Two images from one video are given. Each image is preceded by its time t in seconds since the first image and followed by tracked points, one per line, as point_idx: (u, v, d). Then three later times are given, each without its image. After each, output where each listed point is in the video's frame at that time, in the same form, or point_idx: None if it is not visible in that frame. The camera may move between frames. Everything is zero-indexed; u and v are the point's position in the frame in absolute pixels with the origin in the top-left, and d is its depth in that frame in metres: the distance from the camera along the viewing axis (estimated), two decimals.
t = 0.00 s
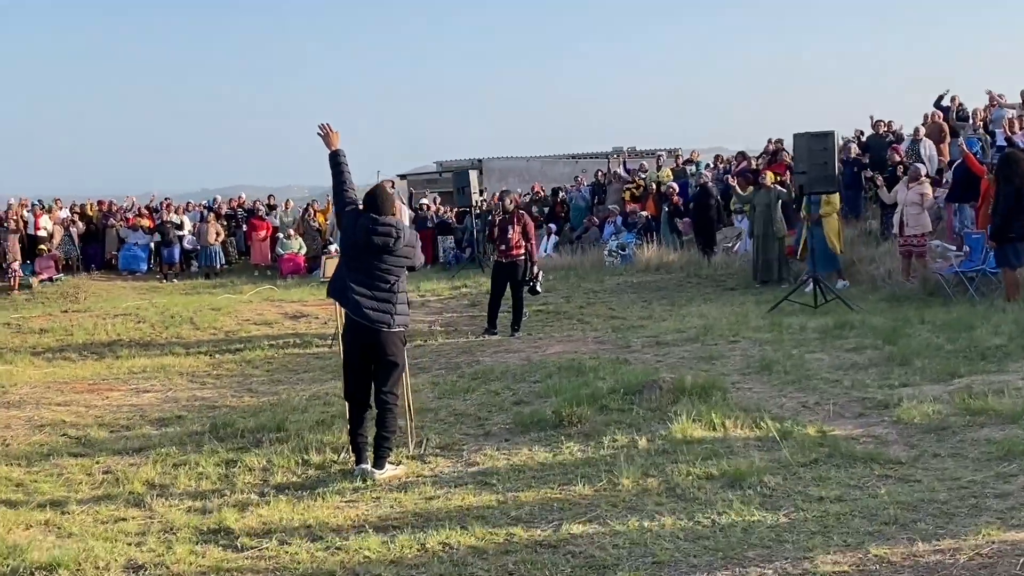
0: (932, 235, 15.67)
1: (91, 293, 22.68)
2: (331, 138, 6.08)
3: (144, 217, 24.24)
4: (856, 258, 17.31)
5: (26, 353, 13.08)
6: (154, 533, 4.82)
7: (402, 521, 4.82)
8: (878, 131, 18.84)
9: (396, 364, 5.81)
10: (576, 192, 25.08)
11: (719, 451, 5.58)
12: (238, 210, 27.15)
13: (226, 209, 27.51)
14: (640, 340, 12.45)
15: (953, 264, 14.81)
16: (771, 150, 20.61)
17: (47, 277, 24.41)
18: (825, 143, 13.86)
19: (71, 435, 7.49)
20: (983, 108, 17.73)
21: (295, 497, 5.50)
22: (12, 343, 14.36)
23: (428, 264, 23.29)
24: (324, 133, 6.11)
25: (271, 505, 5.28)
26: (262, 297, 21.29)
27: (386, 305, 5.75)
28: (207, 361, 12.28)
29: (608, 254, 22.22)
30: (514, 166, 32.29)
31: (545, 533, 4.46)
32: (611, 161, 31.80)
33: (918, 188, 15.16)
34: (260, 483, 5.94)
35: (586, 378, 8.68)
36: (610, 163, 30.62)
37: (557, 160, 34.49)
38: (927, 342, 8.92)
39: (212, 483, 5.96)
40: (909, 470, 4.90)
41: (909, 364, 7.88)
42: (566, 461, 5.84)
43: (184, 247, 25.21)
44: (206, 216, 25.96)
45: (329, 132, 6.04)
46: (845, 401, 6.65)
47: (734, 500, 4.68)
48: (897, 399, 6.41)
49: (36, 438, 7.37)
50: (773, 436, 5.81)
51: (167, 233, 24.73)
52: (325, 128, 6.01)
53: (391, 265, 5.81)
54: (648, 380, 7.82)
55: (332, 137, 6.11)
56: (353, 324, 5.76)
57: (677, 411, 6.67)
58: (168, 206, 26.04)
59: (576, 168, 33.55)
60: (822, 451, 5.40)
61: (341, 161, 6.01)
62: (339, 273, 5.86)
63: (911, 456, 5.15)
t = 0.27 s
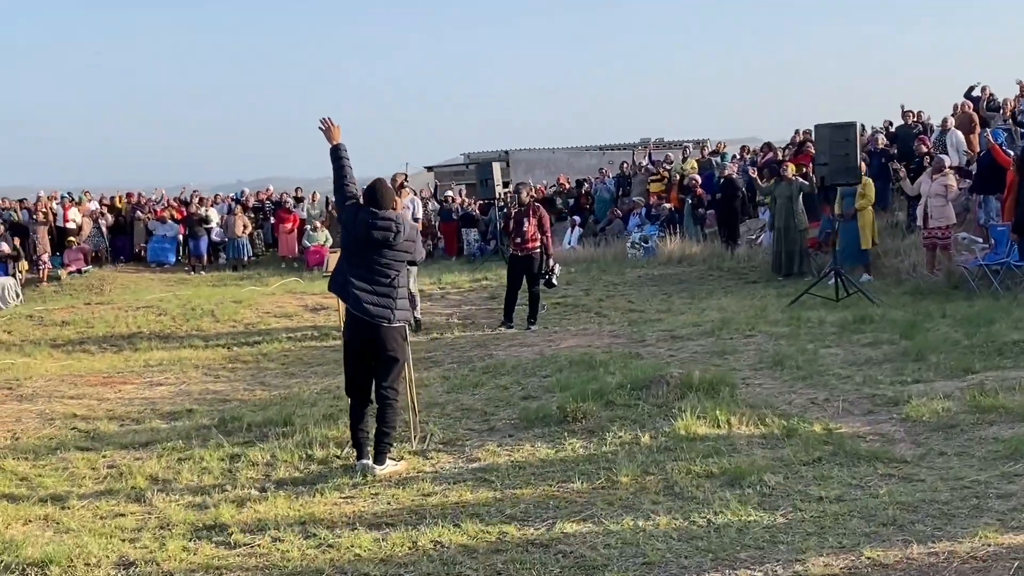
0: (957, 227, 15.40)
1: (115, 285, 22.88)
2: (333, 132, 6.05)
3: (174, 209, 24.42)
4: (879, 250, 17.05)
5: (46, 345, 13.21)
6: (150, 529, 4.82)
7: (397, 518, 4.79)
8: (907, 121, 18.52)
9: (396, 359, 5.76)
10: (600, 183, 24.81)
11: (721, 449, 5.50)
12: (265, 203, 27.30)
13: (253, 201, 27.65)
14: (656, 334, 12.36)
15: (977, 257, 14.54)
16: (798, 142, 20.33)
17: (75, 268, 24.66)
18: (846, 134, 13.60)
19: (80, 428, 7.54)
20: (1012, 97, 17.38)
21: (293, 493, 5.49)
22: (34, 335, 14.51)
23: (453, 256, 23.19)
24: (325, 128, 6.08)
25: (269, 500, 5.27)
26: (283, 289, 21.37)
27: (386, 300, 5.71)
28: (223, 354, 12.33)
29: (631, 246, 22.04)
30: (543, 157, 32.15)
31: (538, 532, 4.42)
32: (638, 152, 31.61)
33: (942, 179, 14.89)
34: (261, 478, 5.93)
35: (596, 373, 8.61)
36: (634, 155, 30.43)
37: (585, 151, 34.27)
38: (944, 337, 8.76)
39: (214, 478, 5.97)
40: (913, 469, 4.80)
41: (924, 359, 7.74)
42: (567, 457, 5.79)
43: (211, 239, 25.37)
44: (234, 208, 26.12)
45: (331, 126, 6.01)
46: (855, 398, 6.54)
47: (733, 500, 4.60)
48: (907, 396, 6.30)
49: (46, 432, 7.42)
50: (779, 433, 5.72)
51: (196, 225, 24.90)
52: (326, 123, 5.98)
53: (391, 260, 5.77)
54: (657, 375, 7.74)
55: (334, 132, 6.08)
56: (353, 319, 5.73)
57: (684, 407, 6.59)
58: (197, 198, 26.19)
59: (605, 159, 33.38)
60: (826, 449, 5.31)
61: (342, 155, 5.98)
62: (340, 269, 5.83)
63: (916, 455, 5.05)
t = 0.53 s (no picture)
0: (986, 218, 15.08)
1: (144, 276, 23.14)
2: (334, 125, 6.02)
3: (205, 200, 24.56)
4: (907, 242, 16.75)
5: (70, 338, 13.38)
6: (145, 523, 4.84)
7: (390, 512, 4.77)
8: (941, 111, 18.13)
9: (396, 353, 5.72)
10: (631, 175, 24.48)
11: (724, 444, 5.42)
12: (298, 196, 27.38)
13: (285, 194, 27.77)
14: (675, 327, 12.24)
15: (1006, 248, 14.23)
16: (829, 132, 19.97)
17: (109, 260, 24.98)
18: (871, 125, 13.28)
19: (93, 420, 7.61)
20: None
21: (292, 486, 5.48)
22: (60, 327, 14.71)
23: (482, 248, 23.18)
24: (326, 121, 6.04)
25: (266, 494, 5.27)
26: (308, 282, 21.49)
27: (385, 294, 5.68)
28: (242, 346, 12.41)
29: (659, 238, 21.86)
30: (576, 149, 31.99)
31: (529, 528, 4.37)
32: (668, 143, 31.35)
33: (971, 170, 14.57)
34: (264, 472, 5.94)
35: (609, 366, 8.53)
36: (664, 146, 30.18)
37: (616, 142, 34.02)
38: (965, 330, 8.59)
39: (217, 471, 5.98)
40: (915, 466, 4.69)
41: (941, 353, 7.59)
42: (568, 452, 5.73)
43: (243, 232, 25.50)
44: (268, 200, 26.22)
45: (331, 119, 5.98)
46: (865, 392, 6.42)
47: (729, 496, 4.52)
48: (917, 390, 6.17)
49: (58, 424, 7.50)
50: (784, 428, 5.62)
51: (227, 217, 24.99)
52: (327, 116, 5.94)
53: (391, 253, 5.74)
54: (668, 368, 7.65)
55: (335, 125, 6.04)
56: (353, 312, 5.70)
57: (691, 401, 6.50)
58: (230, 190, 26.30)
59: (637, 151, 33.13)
60: (829, 445, 5.20)
61: (343, 147, 5.95)
62: (340, 262, 5.81)
63: (920, 451, 4.93)
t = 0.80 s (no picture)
0: None
1: (179, 273, 23.43)
2: (341, 124, 6.02)
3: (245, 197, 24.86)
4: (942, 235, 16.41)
5: (101, 334, 13.57)
6: (150, 521, 4.88)
7: (390, 511, 4.77)
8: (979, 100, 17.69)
9: (402, 352, 5.71)
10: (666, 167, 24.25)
11: (732, 444, 5.34)
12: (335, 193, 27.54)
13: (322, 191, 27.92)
14: (699, 323, 12.12)
15: None
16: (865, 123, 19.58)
17: (150, 257, 25.09)
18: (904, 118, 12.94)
19: (113, 418, 7.71)
20: None
21: (298, 485, 5.50)
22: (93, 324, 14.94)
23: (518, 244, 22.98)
24: (334, 120, 6.05)
25: (272, 493, 5.29)
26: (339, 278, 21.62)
27: (390, 292, 5.67)
28: (267, 343, 12.50)
29: (694, 233, 21.64)
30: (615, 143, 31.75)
31: (526, 529, 4.34)
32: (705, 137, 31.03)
33: (1008, 162, 14.22)
34: (273, 470, 5.96)
35: (626, 364, 8.46)
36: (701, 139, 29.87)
37: (651, 135, 33.74)
38: (993, 327, 8.39)
39: (227, 469, 6.01)
40: (924, 467, 4.59)
41: (965, 350, 7.42)
42: (575, 451, 5.68)
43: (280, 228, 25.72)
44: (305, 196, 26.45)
45: (338, 118, 5.98)
46: (882, 391, 6.29)
47: (731, 498, 4.45)
48: (934, 388, 6.04)
49: (79, 422, 7.61)
50: (794, 428, 5.52)
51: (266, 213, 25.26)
52: (334, 115, 5.95)
53: (397, 251, 5.73)
54: (684, 366, 7.56)
55: (342, 123, 6.04)
56: (358, 310, 5.70)
57: (703, 400, 6.42)
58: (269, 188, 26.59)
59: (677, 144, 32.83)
60: (839, 445, 5.10)
61: (349, 146, 5.95)
62: (346, 262, 5.81)
63: (931, 451, 4.82)
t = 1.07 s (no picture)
0: None
1: (218, 268, 23.70)
2: (357, 122, 6.00)
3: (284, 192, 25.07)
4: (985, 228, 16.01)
5: (137, 331, 13.76)
6: (164, 520, 4.92)
7: (400, 512, 4.75)
8: None
9: (417, 351, 5.70)
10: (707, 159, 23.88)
11: (749, 446, 5.24)
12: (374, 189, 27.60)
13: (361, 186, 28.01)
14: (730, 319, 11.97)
15: None
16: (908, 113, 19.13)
17: (192, 252, 25.19)
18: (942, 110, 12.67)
19: (140, 415, 7.80)
20: None
21: (314, 484, 5.51)
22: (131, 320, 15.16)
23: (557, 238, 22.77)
24: (350, 119, 6.03)
25: (286, 491, 5.31)
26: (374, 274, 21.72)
27: (405, 291, 5.65)
28: (299, 339, 12.59)
29: (732, 227, 21.34)
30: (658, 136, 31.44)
31: (533, 531, 4.30)
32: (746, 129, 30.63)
33: None
34: (290, 469, 5.98)
35: (651, 362, 8.37)
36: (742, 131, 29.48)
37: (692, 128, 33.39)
38: None
39: (246, 468, 6.05)
40: (943, 470, 4.47)
41: (998, 348, 7.22)
42: (591, 451, 5.62)
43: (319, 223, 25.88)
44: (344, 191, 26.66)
45: (354, 116, 5.96)
46: (908, 391, 6.14)
47: (742, 502, 4.36)
48: (961, 388, 5.88)
49: (107, 419, 7.71)
50: (814, 430, 5.40)
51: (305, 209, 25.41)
52: (349, 113, 5.93)
53: (411, 251, 5.71)
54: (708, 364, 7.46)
55: (358, 122, 6.02)
56: (373, 310, 5.69)
57: (724, 400, 6.31)
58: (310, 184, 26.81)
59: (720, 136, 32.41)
60: (858, 447, 4.99)
61: (365, 145, 5.94)
62: (361, 261, 5.80)
63: (951, 454, 4.70)
